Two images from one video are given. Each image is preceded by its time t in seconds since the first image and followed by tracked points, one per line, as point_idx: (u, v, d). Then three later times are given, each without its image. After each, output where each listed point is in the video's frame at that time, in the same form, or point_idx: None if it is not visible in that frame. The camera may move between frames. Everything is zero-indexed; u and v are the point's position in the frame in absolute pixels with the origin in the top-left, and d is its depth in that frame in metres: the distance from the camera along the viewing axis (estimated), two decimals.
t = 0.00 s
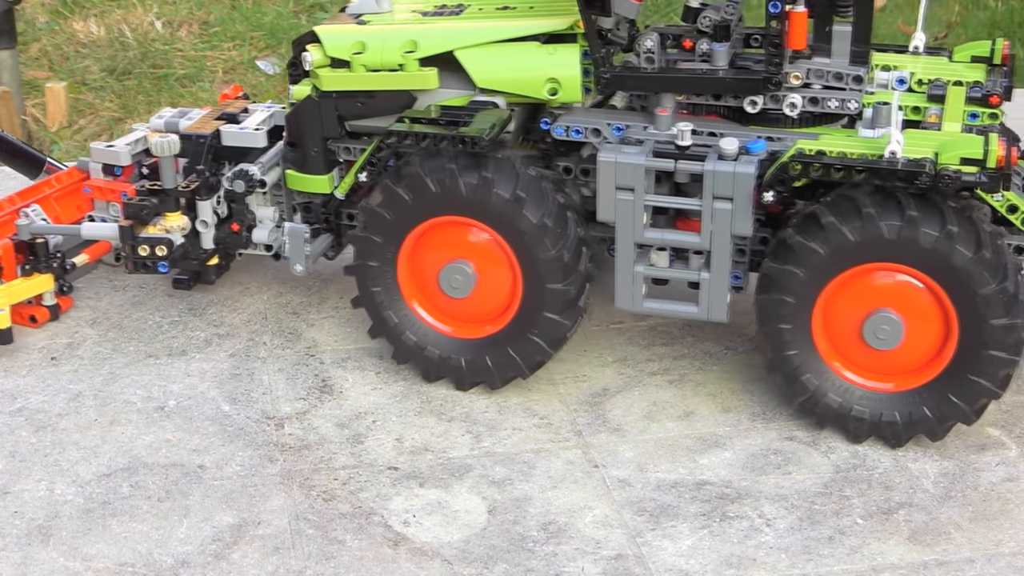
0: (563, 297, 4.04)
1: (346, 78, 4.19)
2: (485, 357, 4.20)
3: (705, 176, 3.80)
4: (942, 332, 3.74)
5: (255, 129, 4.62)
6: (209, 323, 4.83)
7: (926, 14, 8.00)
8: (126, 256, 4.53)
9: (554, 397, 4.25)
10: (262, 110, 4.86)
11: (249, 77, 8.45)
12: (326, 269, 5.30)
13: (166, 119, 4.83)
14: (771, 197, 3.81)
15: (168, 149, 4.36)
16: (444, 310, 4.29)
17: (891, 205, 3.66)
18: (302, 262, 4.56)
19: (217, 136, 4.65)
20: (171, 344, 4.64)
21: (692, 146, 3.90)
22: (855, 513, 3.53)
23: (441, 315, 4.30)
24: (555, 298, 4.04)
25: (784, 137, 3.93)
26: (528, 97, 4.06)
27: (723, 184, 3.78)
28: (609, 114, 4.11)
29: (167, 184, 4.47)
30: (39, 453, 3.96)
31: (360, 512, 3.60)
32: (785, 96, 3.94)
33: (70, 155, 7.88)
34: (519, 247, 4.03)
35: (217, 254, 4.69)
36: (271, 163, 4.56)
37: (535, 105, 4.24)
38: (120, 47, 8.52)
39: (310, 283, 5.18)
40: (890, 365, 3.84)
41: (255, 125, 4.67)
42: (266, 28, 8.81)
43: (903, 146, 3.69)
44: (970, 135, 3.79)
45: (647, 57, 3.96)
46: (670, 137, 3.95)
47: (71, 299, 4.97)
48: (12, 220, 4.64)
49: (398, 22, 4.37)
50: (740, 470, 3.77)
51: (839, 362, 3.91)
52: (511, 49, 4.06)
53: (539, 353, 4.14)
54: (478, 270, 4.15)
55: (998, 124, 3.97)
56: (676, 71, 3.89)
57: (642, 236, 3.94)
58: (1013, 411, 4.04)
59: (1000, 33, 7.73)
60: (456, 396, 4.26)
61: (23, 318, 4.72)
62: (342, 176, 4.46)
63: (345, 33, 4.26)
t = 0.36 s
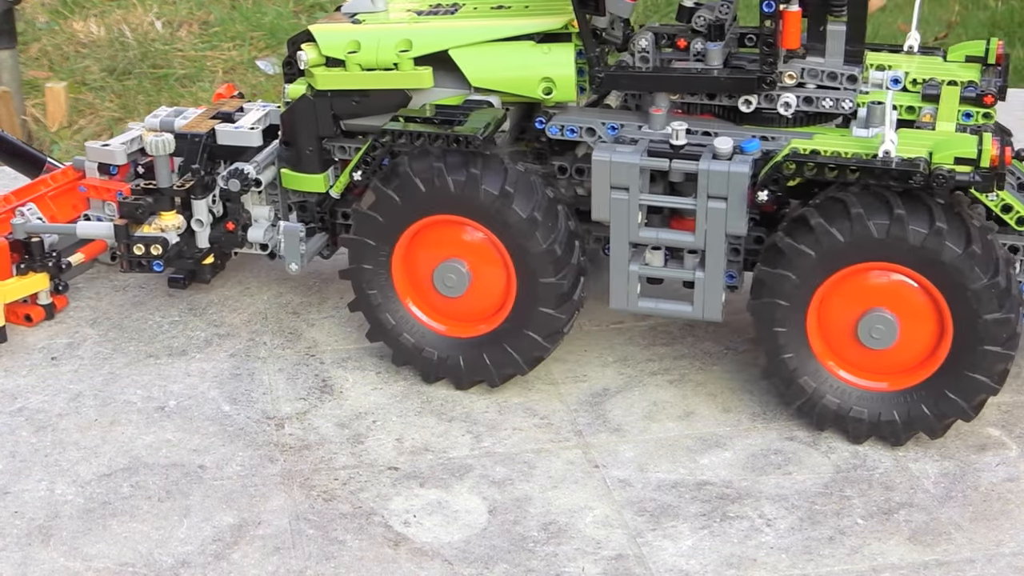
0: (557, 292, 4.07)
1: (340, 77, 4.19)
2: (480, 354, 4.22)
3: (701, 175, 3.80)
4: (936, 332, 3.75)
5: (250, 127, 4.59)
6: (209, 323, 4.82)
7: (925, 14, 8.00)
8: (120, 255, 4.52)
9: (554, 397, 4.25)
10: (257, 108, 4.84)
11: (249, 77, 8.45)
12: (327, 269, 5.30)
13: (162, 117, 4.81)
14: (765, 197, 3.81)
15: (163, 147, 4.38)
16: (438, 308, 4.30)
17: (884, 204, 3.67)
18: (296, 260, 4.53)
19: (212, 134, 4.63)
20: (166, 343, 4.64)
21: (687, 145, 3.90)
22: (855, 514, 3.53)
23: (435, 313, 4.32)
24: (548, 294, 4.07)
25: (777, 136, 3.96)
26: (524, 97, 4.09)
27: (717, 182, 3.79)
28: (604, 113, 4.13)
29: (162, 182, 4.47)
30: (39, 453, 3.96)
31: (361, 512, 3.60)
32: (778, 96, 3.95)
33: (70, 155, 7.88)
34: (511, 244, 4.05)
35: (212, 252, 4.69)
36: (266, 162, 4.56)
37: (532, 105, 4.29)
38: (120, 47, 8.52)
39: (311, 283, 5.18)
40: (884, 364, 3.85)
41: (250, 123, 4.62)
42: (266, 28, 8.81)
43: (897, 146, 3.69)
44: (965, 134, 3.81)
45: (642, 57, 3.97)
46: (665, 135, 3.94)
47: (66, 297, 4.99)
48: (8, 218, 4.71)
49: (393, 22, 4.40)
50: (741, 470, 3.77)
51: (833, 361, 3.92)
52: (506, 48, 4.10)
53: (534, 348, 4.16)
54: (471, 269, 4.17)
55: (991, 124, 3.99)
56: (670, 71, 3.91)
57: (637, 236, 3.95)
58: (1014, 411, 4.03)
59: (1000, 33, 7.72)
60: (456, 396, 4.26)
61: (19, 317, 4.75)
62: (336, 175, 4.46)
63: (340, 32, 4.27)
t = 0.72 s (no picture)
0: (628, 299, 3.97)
1: (403, 85, 4.20)
2: (550, 364, 4.11)
3: (775, 184, 3.76)
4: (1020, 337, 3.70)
5: (306, 135, 4.50)
6: (209, 323, 4.82)
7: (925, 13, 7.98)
8: (179, 265, 4.57)
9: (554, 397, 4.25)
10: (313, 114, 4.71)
11: (248, 77, 8.45)
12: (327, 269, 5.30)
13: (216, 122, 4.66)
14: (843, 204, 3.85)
15: (219, 154, 4.48)
16: (503, 319, 4.18)
17: (964, 212, 3.65)
18: (358, 271, 4.50)
19: (268, 142, 4.52)
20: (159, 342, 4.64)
21: (760, 153, 3.85)
22: (855, 514, 3.53)
23: (499, 324, 4.20)
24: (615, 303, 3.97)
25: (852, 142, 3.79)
26: (585, 104, 3.99)
27: (793, 190, 3.74)
28: (670, 119, 4.02)
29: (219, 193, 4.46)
30: (40, 453, 3.96)
31: (361, 513, 3.60)
32: (850, 102, 3.82)
33: (70, 155, 7.89)
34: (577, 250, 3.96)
35: (271, 262, 4.60)
36: (325, 170, 4.49)
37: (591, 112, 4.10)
38: (120, 47, 8.52)
39: (310, 283, 5.17)
40: (966, 374, 3.79)
41: (306, 131, 4.54)
42: (265, 28, 8.80)
43: (977, 152, 3.70)
44: None
45: (709, 63, 3.87)
46: (733, 143, 3.88)
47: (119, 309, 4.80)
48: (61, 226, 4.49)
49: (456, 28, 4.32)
50: (741, 470, 3.77)
51: (910, 373, 3.84)
52: (568, 56, 3.99)
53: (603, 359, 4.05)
54: (540, 278, 4.06)
55: None
56: (739, 78, 3.82)
57: (709, 245, 3.88)
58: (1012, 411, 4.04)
59: (1001, 33, 7.69)
60: (457, 396, 4.26)
61: (77, 330, 4.54)
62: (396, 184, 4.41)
63: (399, 38, 4.23)
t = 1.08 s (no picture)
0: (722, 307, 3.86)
1: (488, 94, 4.13)
2: (646, 376, 4.01)
3: (875, 194, 3.71)
4: None
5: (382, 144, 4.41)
6: (209, 323, 4.82)
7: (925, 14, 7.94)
8: (258, 277, 4.50)
9: (554, 397, 4.25)
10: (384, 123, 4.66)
11: (249, 77, 8.46)
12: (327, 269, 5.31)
13: (286, 132, 4.63)
14: (947, 216, 3.69)
15: (299, 166, 4.32)
16: (594, 334, 4.11)
17: None
18: (440, 282, 4.41)
19: (343, 151, 4.45)
20: (173, 344, 4.63)
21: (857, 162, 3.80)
22: (856, 514, 3.53)
23: (592, 339, 4.12)
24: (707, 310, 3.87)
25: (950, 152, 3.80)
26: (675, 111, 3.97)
27: (893, 201, 3.69)
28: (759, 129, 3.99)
29: (298, 203, 4.38)
30: (40, 453, 3.96)
31: (362, 513, 3.60)
32: (947, 111, 3.78)
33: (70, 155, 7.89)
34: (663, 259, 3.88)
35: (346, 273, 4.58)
36: (400, 180, 4.40)
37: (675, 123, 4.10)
38: (120, 46, 8.50)
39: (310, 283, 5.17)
40: None
41: (382, 140, 4.47)
42: (266, 28, 8.80)
43: None
44: None
45: (798, 71, 3.86)
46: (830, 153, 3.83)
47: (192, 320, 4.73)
48: (134, 238, 4.59)
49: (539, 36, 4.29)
50: (741, 471, 3.77)
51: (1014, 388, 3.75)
52: (655, 63, 3.98)
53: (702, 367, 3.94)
54: (628, 287, 3.99)
55: None
56: (831, 85, 3.81)
57: (804, 255, 3.84)
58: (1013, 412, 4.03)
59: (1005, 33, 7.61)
60: (457, 397, 4.26)
61: (148, 341, 4.50)
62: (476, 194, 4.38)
63: (482, 46, 4.19)
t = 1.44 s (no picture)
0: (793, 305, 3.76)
1: (552, 100, 4.04)
2: (729, 379, 3.89)
3: (952, 202, 3.68)
4: None
5: (441, 152, 4.45)
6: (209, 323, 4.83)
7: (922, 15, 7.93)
8: (319, 286, 4.49)
9: (555, 397, 4.25)
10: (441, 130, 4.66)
11: (249, 77, 8.46)
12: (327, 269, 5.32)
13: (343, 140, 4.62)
14: None
15: (360, 174, 4.29)
16: (668, 347, 4.02)
17: None
18: (504, 292, 4.38)
19: (400, 160, 4.48)
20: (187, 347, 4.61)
21: (932, 170, 3.76)
22: (856, 514, 3.53)
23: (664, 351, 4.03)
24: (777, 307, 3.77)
25: None
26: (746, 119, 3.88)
27: (971, 209, 3.66)
28: (827, 136, 3.94)
29: (359, 211, 4.37)
30: (40, 453, 3.96)
31: (362, 513, 3.60)
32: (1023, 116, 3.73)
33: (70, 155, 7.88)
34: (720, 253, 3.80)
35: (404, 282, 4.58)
36: (461, 187, 4.43)
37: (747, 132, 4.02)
38: (120, 46, 8.50)
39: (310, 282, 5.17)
40: None
41: (442, 147, 4.49)
42: (266, 28, 8.80)
43: None
44: None
45: (867, 77, 3.79)
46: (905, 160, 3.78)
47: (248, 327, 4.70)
48: (189, 246, 4.46)
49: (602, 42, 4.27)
50: (741, 471, 3.77)
51: None
52: (725, 70, 3.92)
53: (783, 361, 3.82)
54: (696, 291, 3.90)
55: None
56: (903, 92, 3.74)
57: (878, 264, 3.80)
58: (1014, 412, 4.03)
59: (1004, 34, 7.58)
60: (457, 397, 4.26)
61: (206, 351, 4.50)
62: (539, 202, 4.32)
63: (546, 52, 4.14)
